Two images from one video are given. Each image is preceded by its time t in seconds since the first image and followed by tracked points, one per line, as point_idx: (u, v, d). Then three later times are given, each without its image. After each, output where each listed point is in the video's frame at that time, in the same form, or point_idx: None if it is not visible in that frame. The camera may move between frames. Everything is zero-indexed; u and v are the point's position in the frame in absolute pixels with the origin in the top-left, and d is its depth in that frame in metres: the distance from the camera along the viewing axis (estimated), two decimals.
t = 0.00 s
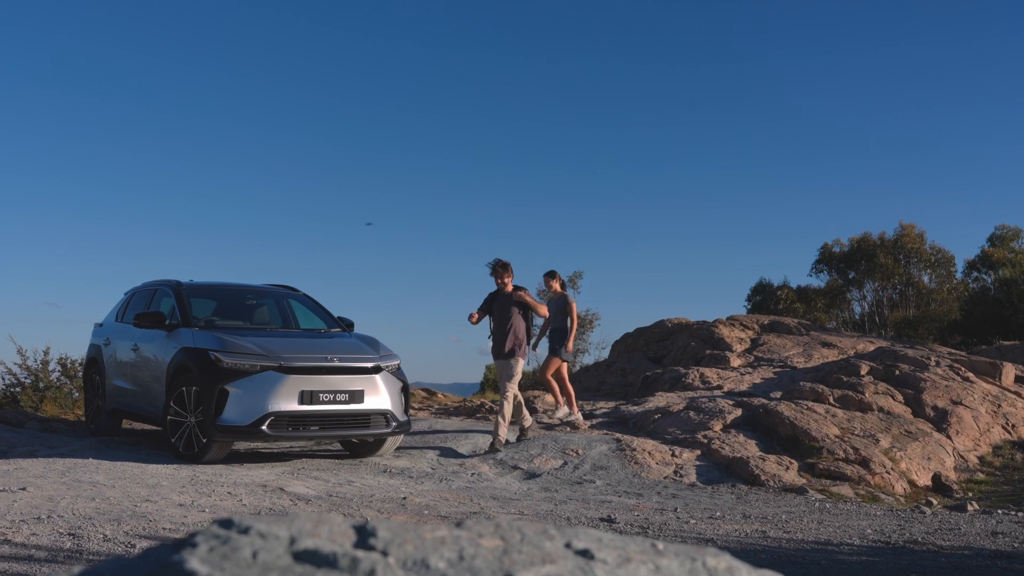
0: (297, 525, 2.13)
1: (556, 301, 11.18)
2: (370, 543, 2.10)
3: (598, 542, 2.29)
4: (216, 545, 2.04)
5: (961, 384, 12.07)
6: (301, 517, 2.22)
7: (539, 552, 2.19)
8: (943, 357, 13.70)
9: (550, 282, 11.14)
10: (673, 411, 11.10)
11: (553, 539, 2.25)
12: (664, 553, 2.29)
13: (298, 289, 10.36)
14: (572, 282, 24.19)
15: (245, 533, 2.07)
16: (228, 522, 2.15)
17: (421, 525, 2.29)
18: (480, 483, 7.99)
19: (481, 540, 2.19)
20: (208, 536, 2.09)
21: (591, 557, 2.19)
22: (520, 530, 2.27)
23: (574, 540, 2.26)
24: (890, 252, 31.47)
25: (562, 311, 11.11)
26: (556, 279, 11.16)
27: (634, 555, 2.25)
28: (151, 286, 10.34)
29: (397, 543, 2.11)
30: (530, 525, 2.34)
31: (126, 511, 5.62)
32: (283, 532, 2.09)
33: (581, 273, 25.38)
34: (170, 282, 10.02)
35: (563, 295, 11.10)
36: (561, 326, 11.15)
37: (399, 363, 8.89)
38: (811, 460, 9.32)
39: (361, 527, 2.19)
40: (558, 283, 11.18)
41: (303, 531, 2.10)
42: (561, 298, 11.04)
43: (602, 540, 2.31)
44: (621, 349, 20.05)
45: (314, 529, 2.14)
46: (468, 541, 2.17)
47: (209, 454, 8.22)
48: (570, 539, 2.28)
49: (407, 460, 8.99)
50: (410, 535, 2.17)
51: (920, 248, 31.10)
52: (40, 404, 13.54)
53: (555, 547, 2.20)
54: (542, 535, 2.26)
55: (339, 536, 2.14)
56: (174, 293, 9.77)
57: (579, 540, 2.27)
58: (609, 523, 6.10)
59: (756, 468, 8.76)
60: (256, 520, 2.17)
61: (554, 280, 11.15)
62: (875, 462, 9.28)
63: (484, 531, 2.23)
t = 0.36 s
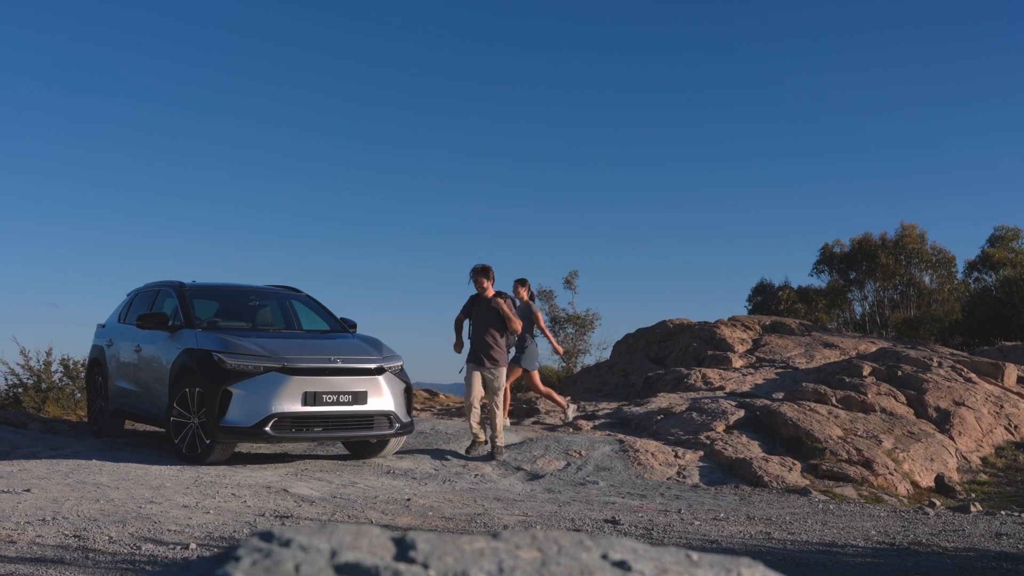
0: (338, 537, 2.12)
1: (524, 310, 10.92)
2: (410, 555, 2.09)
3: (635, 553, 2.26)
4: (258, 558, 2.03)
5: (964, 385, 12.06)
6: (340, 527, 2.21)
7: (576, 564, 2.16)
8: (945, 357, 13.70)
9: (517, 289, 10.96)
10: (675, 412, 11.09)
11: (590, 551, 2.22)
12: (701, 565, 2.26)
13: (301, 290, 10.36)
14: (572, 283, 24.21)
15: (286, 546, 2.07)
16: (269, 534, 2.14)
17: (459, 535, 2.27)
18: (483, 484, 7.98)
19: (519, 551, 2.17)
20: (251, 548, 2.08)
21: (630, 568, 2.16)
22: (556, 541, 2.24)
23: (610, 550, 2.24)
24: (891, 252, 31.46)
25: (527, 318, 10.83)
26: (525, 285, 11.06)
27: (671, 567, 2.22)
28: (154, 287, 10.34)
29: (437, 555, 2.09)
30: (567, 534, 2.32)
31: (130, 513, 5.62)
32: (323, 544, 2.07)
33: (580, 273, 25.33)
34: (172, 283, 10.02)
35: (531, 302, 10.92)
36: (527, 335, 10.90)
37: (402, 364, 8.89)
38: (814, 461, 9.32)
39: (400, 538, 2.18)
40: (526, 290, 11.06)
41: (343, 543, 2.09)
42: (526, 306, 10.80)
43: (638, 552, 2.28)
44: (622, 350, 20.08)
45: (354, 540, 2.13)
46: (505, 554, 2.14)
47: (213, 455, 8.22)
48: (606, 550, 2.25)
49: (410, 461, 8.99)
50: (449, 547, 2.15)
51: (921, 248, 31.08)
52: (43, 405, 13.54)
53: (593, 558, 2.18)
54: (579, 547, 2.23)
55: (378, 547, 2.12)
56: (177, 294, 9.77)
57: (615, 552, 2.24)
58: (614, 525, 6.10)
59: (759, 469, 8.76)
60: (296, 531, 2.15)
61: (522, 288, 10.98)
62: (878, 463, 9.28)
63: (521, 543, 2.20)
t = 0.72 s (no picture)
0: (376, 550, 2.07)
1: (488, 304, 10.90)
2: (448, 568, 2.04)
3: (672, 566, 2.17)
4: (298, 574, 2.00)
5: (966, 385, 12.07)
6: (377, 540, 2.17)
7: None
8: (947, 358, 13.70)
9: (483, 284, 10.98)
10: (678, 413, 11.09)
11: (625, 563, 2.13)
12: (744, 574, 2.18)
13: (303, 291, 10.37)
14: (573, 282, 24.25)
15: (326, 560, 2.03)
16: (308, 547, 2.11)
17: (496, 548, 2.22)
18: (487, 486, 7.99)
19: (556, 563, 2.10)
20: (291, 563, 2.04)
21: None
22: (592, 552, 2.16)
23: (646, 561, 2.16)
24: (892, 252, 31.46)
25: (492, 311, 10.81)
26: (491, 280, 11.11)
27: None
28: (157, 288, 10.33)
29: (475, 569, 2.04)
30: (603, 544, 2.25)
31: (135, 514, 5.62)
32: (362, 558, 2.03)
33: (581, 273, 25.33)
34: (175, 284, 10.01)
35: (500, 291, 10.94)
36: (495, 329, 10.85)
37: (405, 365, 8.89)
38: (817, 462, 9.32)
39: (438, 551, 2.13)
40: (492, 285, 11.08)
41: (381, 557, 2.04)
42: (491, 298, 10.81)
43: (674, 564, 2.19)
44: (624, 350, 20.09)
45: (392, 553, 2.08)
46: (541, 567, 2.08)
47: (216, 457, 8.23)
48: (643, 561, 2.17)
49: (413, 462, 8.99)
50: (487, 560, 2.10)
51: (921, 249, 31.10)
52: (45, 406, 13.54)
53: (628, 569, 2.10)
54: (614, 559, 2.14)
55: (417, 561, 2.08)
56: (180, 295, 9.78)
57: (652, 564, 2.15)
58: (618, 526, 6.10)
59: (762, 470, 8.76)
60: (334, 544, 2.12)
61: (488, 283, 11.01)
62: (881, 464, 9.28)
63: (557, 555, 2.13)
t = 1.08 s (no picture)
0: (407, 555, 2.08)
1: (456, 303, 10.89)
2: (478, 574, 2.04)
3: (700, 571, 2.15)
4: None
5: (968, 386, 12.07)
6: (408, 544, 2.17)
7: None
8: (949, 358, 13.70)
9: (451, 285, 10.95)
10: (680, 414, 11.09)
11: (653, 568, 2.13)
12: None
13: (305, 291, 10.37)
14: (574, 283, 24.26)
15: (358, 566, 2.02)
16: (339, 552, 2.10)
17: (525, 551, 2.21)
18: (489, 486, 7.99)
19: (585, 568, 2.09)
20: (323, 567, 2.04)
21: None
22: (620, 557, 2.14)
23: (674, 567, 2.15)
24: (892, 252, 31.44)
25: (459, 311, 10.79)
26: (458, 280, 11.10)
27: None
28: (159, 288, 10.34)
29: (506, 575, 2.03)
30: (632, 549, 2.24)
31: (138, 515, 5.63)
32: (394, 564, 2.04)
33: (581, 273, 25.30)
34: (177, 285, 10.02)
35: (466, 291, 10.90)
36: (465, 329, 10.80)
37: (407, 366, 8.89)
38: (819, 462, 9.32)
39: (469, 555, 2.12)
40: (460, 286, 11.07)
41: (414, 563, 2.05)
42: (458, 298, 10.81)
43: (702, 569, 2.17)
44: (625, 350, 20.09)
45: (424, 558, 2.08)
46: (572, 572, 2.05)
47: (218, 457, 8.23)
48: (671, 566, 2.16)
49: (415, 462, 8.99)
50: (518, 565, 2.09)
51: (921, 249, 31.08)
52: (46, 406, 13.55)
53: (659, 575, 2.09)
54: (641, 565, 2.14)
55: (448, 566, 2.08)
56: (181, 295, 9.78)
57: (680, 569, 2.14)
58: (621, 527, 6.10)
59: (764, 471, 8.77)
60: (366, 548, 2.12)
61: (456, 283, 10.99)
62: (883, 464, 9.27)
63: (586, 558, 2.11)
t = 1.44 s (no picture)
0: (436, 557, 2.07)
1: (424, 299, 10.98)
2: None
3: (725, 572, 2.15)
4: None
5: (970, 386, 12.08)
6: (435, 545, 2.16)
7: None
8: (950, 358, 13.71)
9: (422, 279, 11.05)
10: (681, 414, 11.10)
11: (678, 569, 2.14)
12: None
13: (307, 291, 10.38)
14: (576, 283, 24.31)
15: (387, 568, 2.01)
16: (367, 553, 2.09)
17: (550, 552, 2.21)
18: (492, 486, 7.99)
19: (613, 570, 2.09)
20: (352, 569, 2.02)
21: None
22: (646, 559, 2.15)
23: (698, 568, 2.15)
24: (893, 253, 31.46)
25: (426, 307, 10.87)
26: (429, 275, 11.15)
27: None
28: (161, 288, 10.35)
29: None
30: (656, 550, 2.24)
31: (142, 515, 5.63)
32: (424, 565, 2.03)
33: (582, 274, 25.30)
34: (179, 285, 10.03)
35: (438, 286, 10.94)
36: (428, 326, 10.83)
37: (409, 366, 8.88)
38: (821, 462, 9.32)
39: (497, 556, 2.12)
40: (430, 281, 11.13)
41: (444, 564, 2.04)
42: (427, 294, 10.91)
43: (727, 569, 2.17)
44: (626, 351, 20.11)
45: (452, 560, 2.08)
46: (600, 572, 2.05)
47: (220, 458, 8.23)
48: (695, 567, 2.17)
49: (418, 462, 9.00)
50: (546, 566, 2.09)
51: (922, 249, 31.11)
52: (48, 406, 13.58)
53: None
54: (666, 566, 2.14)
55: (477, 567, 2.07)
56: (184, 295, 9.79)
57: (706, 571, 2.14)
58: (624, 527, 6.10)
59: (766, 471, 8.77)
60: (394, 548, 2.11)
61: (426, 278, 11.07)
62: (885, 464, 9.27)
63: (612, 560, 2.11)
